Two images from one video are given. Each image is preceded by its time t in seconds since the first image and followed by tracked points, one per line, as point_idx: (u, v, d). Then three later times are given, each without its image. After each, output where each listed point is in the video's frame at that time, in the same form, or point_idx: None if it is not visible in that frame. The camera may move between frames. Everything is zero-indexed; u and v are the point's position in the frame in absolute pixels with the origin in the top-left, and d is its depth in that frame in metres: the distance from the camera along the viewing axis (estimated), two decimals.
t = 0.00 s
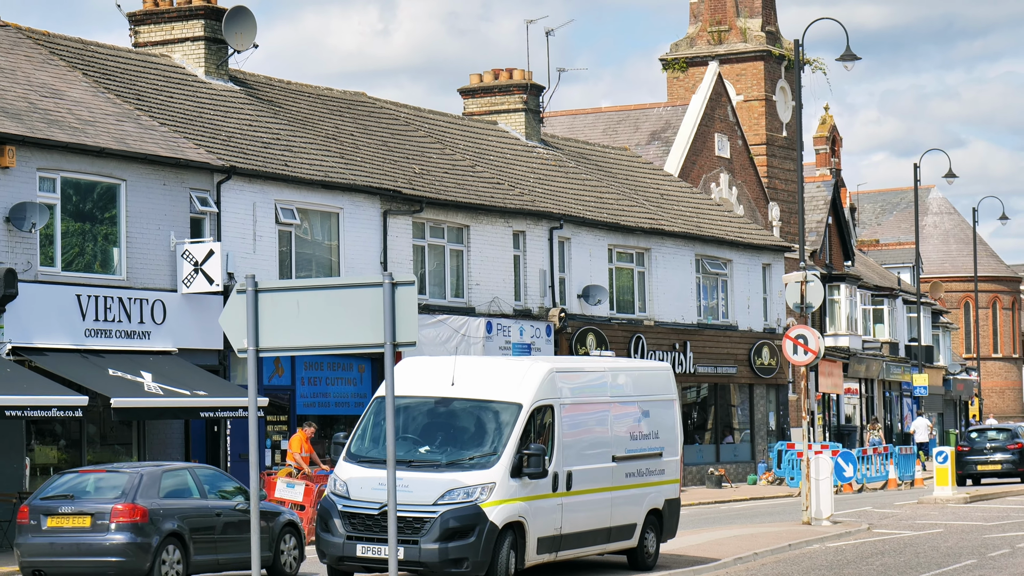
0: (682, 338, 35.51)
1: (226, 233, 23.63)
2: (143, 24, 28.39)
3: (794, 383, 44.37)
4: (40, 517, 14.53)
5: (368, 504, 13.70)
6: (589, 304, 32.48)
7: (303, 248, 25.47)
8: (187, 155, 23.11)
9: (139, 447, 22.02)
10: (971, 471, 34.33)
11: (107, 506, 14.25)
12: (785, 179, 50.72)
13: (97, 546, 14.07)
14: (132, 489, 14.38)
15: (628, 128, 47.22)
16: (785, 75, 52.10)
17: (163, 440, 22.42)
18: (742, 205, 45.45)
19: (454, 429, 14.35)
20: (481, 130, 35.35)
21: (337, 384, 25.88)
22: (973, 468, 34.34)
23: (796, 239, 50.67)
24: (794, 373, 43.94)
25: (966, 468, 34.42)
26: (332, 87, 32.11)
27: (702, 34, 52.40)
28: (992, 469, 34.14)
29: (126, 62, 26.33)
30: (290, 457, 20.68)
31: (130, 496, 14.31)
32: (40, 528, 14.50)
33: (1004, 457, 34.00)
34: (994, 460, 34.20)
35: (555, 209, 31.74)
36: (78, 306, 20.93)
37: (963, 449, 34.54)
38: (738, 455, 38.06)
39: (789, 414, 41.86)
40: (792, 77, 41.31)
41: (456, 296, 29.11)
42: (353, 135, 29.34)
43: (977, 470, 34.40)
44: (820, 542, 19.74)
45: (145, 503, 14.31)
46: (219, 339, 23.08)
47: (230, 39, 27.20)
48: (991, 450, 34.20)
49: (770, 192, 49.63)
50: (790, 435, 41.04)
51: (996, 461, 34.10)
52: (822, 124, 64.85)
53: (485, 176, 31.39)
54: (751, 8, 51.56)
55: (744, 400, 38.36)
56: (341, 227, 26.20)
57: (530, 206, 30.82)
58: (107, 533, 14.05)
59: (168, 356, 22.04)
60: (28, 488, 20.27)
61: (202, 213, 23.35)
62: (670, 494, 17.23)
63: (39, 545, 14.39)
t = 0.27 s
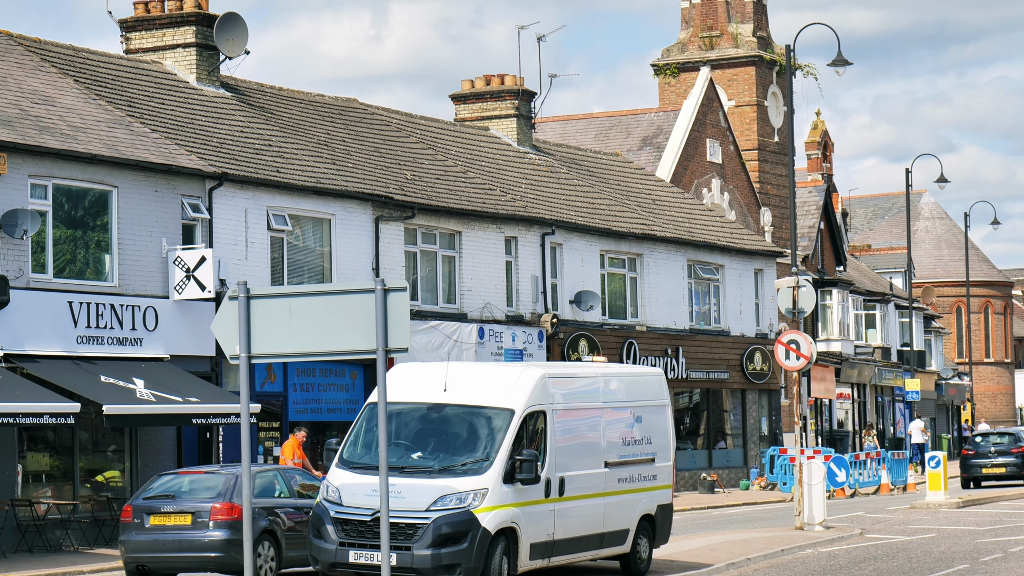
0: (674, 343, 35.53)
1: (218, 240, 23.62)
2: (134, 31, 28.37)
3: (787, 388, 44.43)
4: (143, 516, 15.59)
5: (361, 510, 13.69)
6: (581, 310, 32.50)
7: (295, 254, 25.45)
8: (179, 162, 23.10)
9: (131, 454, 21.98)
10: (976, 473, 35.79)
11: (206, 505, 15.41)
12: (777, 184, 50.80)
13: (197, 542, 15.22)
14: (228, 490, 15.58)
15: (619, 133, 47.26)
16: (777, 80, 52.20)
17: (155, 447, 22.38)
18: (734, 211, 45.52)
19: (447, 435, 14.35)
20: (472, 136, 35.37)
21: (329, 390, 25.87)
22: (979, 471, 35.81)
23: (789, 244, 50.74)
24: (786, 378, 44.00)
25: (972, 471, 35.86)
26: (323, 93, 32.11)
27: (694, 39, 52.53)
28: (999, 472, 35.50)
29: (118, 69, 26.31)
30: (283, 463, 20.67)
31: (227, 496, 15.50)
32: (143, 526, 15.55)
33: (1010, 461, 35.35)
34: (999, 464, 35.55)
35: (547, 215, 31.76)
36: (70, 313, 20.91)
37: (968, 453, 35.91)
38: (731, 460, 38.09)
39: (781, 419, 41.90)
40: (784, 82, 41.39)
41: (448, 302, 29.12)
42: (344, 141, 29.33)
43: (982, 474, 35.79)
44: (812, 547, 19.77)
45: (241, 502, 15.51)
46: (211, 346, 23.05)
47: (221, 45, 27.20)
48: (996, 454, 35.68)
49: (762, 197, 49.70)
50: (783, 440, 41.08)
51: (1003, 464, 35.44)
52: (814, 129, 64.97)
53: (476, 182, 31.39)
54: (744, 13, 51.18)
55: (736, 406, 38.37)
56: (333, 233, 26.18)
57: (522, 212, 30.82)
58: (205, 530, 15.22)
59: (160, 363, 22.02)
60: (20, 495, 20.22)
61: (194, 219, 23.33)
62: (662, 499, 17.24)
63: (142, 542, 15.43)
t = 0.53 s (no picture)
0: (666, 348, 35.56)
1: (210, 244, 23.60)
2: (127, 35, 28.34)
3: (779, 394, 44.48)
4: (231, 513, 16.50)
5: (353, 515, 13.69)
6: (573, 315, 32.53)
7: (287, 258, 25.44)
8: (171, 166, 23.09)
9: (123, 458, 21.95)
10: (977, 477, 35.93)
11: (290, 502, 16.51)
12: (769, 189, 50.88)
13: (283, 537, 16.32)
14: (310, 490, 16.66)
15: (612, 138, 47.31)
16: (769, 85, 52.31)
17: (146, 451, 22.35)
18: (726, 216, 45.58)
19: (439, 439, 14.35)
20: (465, 140, 35.39)
21: (321, 395, 25.85)
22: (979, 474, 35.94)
23: (781, 249, 50.82)
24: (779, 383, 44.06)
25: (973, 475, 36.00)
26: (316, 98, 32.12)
27: (687, 44, 52.47)
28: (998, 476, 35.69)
29: (110, 73, 26.29)
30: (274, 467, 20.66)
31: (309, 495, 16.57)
32: (231, 523, 16.46)
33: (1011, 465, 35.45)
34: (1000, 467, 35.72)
35: (539, 219, 31.78)
36: (62, 317, 20.89)
37: (969, 457, 36.01)
38: (723, 465, 38.12)
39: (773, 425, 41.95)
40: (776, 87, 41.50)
41: (440, 307, 29.12)
42: (337, 146, 29.33)
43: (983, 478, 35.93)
44: (804, 552, 19.79)
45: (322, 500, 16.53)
46: (203, 351, 23.03)
47: (213, 49, 27.21)
48: (997, 457, 35.83)
49: (754, 203, 49.77)
50: (775, 445, 41.12)
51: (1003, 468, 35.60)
52: (806, 134, 65.10)
53: (468, 186, 31.39)
54: (736, 19, 51.54)
55: (729, 411, 38.38)
56: (325, 238, 26.18)
57: (514, 217, 30.84)
58: (291, 525, 16.32)
59: (152, 367, 22.00)
60: (12, 499, 20.21)
61: (186, 224, 23.32)
62: (654, 504, 17.25)
63: (229, 537, 16.31)
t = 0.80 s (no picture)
0: (658, 353, 35.57)
1: (202, 249, 23.58)
2: (118, 39, 28.34)
3: (771, 399, 44.52)
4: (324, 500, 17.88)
5: (344, 520, 13.68)
6: (564, 319, 32.55)
7: (278, 263, 25.43)
8: (162, 171, 23.08)
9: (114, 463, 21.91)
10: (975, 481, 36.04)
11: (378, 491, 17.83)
12: (760, 194, 50.95)
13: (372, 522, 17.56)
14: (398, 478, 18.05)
15: (603, 144, 47.35)
16: (760, 90, 52.39)
17: (138, 456, 22.32)
18: (718, 221, 45.64)
19: (430, 444, 14.36)
20: (456, 145, 35.40)
21: (313, 400, 25.84)
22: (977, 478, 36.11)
23: (772, 254, 50.88)
24: (770, 389, 44.12)
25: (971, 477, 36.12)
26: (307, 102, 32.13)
27: (678, 50, 52.60)
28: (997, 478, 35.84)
29: (102, 78, 26.28)
30: (265, 472, 20.62)
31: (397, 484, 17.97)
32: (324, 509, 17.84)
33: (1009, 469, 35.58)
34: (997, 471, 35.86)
35: (530, 224, 31.80)
36: (53, 322, 20.87)
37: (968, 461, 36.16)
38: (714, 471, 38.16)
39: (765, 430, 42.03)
40: (767, 92, 41.60)
41: (431, 312, 29.12)
42: (328, 150, 29.34)
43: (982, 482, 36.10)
44: (796, 558, 19.82)
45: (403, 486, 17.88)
46: (194, 355, 23.00)
47: (205, 54, 27.22)
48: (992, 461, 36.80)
49: (745, 208, 49.83)
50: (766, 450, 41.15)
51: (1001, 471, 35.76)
52: (797, 140, 65.21)
53: (460, 191, 31.41)
54: (727, 25, 51.98)
55: (720, 416, 38.41)
56: (317, 242, 26.17)
57: (505, 222, 30.85)
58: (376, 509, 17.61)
59: (144, 372, 21.97)
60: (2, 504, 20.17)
61: (178, 228, 23.30)
62: (646, 510, 17.27)
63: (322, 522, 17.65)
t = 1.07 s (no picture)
0: (653, 358, 35.57)
1: (197, 255, 23.58)
2: (114, 46, 28.35)
3: (766, 404, 44.54)
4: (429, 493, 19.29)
5: (340, 526, 13.68)
6: (560, 325, 32.56)
7: (274, 269, 25.43)
8: (158, 177, 23.08)
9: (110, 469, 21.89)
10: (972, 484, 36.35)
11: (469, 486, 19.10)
12: (756, 199, 51.01)
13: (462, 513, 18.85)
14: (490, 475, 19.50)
15: (598, 149, 47.40)
16: (755, 96, 52.46)
17: (134, 461, 22.29)
18: (713, 226, 45.66)
19: (425, 450, 14.36)
20: (451, 151, 35.43)
21: (308, 406, 25.83)
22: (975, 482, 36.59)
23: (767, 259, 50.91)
24: (765, 394, 44.15)
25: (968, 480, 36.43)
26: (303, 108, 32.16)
27: (673, 55, 52.67)
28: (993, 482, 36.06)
29: (97, 84, 26.29)
30: (261, 478, 20.61)
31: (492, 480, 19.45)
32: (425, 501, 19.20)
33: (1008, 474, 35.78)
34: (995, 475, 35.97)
35: (526, 230, 31.82)
36: (49, 328, 20.86)
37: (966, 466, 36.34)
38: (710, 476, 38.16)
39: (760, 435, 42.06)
40: (762, 98, 41.67)
41: (427, 317, 29.12)
42: (324, 156, 29.36)
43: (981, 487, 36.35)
44: (792, 563, 19.83)
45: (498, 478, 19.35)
46: (190, 361, 22.98)
47: (200, 60, 27.25)
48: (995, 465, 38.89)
49: (740, 213, 49.87)
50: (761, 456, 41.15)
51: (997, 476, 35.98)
52: (792, 145, 65.28)
53: (455, 197, 31.42)
54: (722, 30, 51.97)
55: (716, 421, 38.42)
56: (312, 248, 26.17)
57: (501, 227, 30.87)
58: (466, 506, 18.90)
59: (139, 378, 21.96)
60: None
61: (173, 235, 23.29)
62: (642, 515, 17.28)
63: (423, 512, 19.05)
